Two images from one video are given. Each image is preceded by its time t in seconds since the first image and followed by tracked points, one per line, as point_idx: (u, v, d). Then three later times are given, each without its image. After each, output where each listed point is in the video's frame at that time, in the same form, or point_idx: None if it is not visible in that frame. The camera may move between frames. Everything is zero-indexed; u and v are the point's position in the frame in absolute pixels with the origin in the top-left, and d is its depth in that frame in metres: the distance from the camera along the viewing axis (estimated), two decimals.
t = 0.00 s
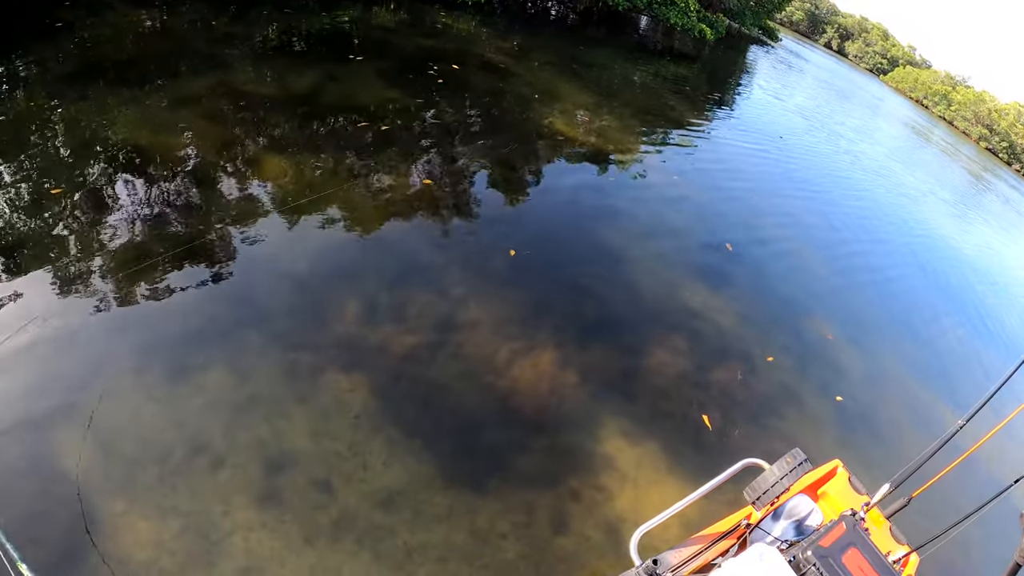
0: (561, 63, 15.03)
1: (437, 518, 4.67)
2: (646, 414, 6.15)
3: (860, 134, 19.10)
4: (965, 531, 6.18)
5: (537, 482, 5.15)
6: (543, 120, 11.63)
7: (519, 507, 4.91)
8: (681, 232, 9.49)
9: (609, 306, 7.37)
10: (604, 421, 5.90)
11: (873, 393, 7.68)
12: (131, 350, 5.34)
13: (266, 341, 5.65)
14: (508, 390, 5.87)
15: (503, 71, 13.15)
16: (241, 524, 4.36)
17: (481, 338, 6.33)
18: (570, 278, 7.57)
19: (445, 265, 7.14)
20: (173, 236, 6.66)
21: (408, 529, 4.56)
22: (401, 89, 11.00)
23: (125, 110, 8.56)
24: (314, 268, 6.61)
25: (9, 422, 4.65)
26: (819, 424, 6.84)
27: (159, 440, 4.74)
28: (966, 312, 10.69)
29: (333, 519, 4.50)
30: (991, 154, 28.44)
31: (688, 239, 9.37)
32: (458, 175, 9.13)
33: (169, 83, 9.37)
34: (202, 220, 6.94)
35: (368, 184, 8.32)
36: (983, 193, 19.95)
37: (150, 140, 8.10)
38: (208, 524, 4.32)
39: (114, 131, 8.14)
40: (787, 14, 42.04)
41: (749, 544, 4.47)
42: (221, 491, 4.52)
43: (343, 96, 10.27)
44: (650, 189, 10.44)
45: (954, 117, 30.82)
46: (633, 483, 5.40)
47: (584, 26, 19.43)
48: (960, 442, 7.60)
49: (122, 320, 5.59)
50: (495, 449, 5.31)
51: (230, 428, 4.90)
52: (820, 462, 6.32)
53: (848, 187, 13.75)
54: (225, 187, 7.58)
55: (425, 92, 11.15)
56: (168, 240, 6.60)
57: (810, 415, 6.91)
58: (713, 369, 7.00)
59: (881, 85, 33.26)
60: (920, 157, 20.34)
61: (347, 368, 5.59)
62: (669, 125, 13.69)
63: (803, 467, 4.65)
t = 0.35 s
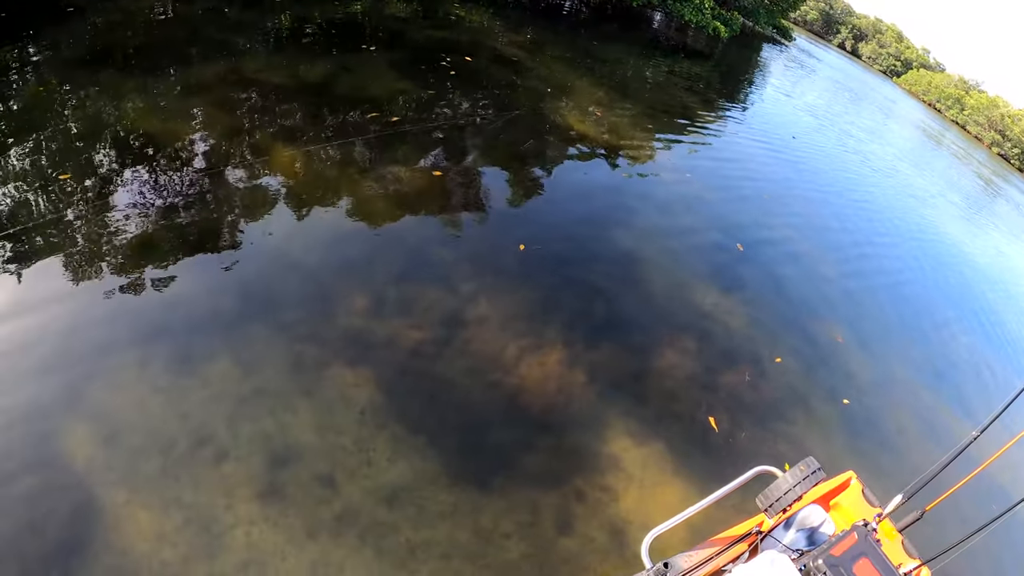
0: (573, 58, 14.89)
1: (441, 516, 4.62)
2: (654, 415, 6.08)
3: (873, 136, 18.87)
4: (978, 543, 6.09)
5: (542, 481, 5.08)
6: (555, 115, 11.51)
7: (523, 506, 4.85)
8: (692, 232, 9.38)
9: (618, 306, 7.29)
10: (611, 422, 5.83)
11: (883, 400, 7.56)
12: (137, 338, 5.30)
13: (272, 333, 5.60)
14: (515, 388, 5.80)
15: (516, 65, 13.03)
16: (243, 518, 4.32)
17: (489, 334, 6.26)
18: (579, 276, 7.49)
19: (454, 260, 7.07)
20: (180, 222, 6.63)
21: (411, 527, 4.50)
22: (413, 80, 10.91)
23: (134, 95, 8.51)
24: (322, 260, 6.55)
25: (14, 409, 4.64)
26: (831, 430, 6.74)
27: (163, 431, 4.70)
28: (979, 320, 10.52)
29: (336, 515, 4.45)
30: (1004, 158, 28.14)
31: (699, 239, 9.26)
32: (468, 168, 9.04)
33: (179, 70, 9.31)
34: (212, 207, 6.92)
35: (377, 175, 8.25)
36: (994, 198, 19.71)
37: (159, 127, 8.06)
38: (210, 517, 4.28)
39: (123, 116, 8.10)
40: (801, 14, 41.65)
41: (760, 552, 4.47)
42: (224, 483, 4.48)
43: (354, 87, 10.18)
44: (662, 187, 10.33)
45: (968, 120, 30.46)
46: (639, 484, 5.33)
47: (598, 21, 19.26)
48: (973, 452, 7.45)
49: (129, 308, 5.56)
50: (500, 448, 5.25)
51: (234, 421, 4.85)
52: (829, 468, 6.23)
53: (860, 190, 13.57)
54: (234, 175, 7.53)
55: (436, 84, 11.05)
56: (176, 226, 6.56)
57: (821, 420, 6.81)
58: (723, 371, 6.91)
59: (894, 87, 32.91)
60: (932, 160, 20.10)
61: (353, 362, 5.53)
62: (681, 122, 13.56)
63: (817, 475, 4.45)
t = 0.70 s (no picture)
0: (577, 72, 15.03)
1: (446, 531, 4.62)
2: (659, 430, 6.07)
3: (876, 148, 18.89)
4: (990, 562, 6.03)
5: (547, 497, 5.08)
6: (559, 129, 11.61)
7: (528, 521, 4.85)
8: (697, 245, 9.41)
9: (622, 320, 7.30)
10: (617, 436, 5.83)
11: (889, 414, 7.53)
12: (144, 351, 5.35)
13: (279, 348, 5.64)
14: (520, 402, 5.81)
15: (520, 79, 13.17)
16: (249, 532, 4.33)
17: (493, 349, 6.29)
18: (584, 290, 7.52)
19: (459, 274, 7.12)
20: (188, 234, 6.71)
21: (416, 542, 4.50)
22: (418, 95, 11.03)
23: (143, 110, 8.63)
24: (329, 275, 6.60)
25: (23, 422, 4.68)
26: (835, 446, 6.70)
27: (170, 444, 4.72)
28: (985, 333, 10.49)
29: (343, 529, 4.46)
30: (1008, 169, 28.14)
31: (703, 253, 9.28)
32: (474, 183, 9.12)
33: (187, 85, 9.43)
34: (219, 221, 7.00)
35: (384, 189, 8.33)
36: (999, 210, 19.66)
37: (167, 141, 8.17)
38: (217, 531, 4.29)
39: (131, 130, 8.20)
40: (804, 26, 41.89)
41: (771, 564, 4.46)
42: (230, 498, 4.49)
43: (359, 102, 10.29)
44: (666, 200, 10.39)
45: (971, 131, 30.47)
46: (645, 499, 5.32)
47: (601, 35, 19.46)
48: (982, 476, 7.37)
49: (137, 319, 5.62)
50: (506, 462, 5.25)
51: (241, 434, 4.88)
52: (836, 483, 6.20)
53: (864, 202, 13.60)
54: (242, 188, 7.63)
55: (442, 99, 11.18)
56: (184, 238, 6.64)
57: (826, 436, 6.77)
58: (728, 385, 6.91)
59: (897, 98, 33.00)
60: (936, 172, 20.08)
61: (359, 376, 5.56)
62: (684, 135, 13.64)
63: (830, 490, 4.45)
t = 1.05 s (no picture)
0: (555, 72, 15.07)
1: (445, 543, 4.63)
2: (653, 427, 6.10)
3: (859, 128, 18.98)
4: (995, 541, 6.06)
5: (544, 503, 5.10)
6: (539, 131, 11.65)
7: (526, 528, 4.87)
8: (683, 239, 9.46)
9: (610, 319, 7.34)
10: (611, 436, 5.87)
11: (886, 394, 7.57)
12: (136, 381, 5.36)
13: (269, 370, 5.64)
14: (512, 410, 5.83)
15: (497, 84, 13.20)
16: (248, 557, 4.33)
17: (483, 357, 6.31)
18: (571, 292, 7.55)
19: (445, 285, 7.14)
20: (177, 261, 6.74)
21: (415, 557, 4.51)
22: (396, 107, 11.04)
23: (123, 138, 8.62)
24: (315, 294, 6.61)
25: (18, 460, 4.67)
26: (832, 431, 6.72)
27: (165, 474, 4.72)
28: (977, 307, 10.52)
29: (341, 548, 4.47)
30: (991, 140, 28.29)
31: (689, 246, 9.32)
32: (458, 190, 9.13)
33: (164, 111, 9.42)
34: (209, 246, 7.01)
35: (368, 203, 8.34)
36: (984, 180, 19.75)
37: (149, 167, 8.17)
38: (215, 559, 4.29)
39: (113, 158, 8.19)
40: (780, 11, 42.09)
41: (773, 553, 4.46)
42: (227, 525, 4.49)
43: (338, 117, 10.29)
44: (650, 196, 10.45)
45: (952, 104, 30.64)
46: (642, 498, 5.35)
47: (577, 33, 19.55)
48: (981, 454, 7.42)
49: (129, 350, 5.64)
50: (501, 470, 5.27)
51: (235, 459, 4.88)
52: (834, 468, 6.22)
53: (849, 183, 13.66)
54: (228, 210, 7.65)
55: (421, 109, 11.21)
56: (172, 265, 6.67)
57: (822, 422, 6.80)
58: (719, 378, 6.95)
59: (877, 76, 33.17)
60: (920, 147, 20.17)
61: (350, 394, 5.58)
62: (666, 129, 13.72)
63: (829, 476, 4.46)
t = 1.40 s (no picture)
0: (529, 73, 15.07)
1: (446, 555, 4.63)
2: (647, 422, 6.12)
3: (838, 104, 19.05)
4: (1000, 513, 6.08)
5: (543, 508, 5.10)
6: (517, 133, 11.65)
7: (527, 534, 4.87)
8: (667, 230, 9.48)
9: (598, 318, 7.35)
10: (606, 436, 5.88)
11: (880, 370, 7.60)
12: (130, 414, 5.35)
13: (259, 395, 5.62)
14: (505, 417, 5.83)
15: (471, 89, 13.19)
16: None
17: (473, 366, 6.31)
18: (558, 294, 7.56)
19: (430, 297, 7.13)
20: (166, 287, 6.74)
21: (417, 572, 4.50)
22: (371, 120, 11.02)
23: (103, 169, 8.60)
24: (301, 316, 6.59)
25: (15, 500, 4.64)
26: (829, 413, 6.73)
27: (161, 506, 4.70)
28: (966, 275, 10.56)
29: (342, 569, 4.45)
30: (971, 106, 28.39)
31: (674, 237, 9.34)
32: (440, 198, 9.12)
33: (139, 141, 9.37)
34: (197, 271, 7.00)
35: (351, 217, 8.33)
36: (966, 147, 19.81)
37: (131, 197, 8.15)
38: None
39: (94, 191, 8.17)
40: None
41: (774, 541, 4.44)
42: (225, 554, 4.47)
43: (313, 134, 10.26)
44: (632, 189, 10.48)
45: (929, 74, 30.73)
46: (641, 496, 5.36)
47: (551, 31, 19.59)
48: (979, 425, 7.45)
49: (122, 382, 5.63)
50: (498, 478, 5.28)
51: (229, 487, 4.86)
52: (831, 450, 6.24)
53: (830, 160, 13.70)
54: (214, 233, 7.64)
55: (398, 119, 11.20)
56: (161, 292, 6.67)
57: (817, 404, 6.81)
58: (711, 367, 6.97)
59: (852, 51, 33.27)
60: (900, 119, 20.25)
61: (342, 413, 5.57)
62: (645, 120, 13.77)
63: (825, 461, 4.43)
